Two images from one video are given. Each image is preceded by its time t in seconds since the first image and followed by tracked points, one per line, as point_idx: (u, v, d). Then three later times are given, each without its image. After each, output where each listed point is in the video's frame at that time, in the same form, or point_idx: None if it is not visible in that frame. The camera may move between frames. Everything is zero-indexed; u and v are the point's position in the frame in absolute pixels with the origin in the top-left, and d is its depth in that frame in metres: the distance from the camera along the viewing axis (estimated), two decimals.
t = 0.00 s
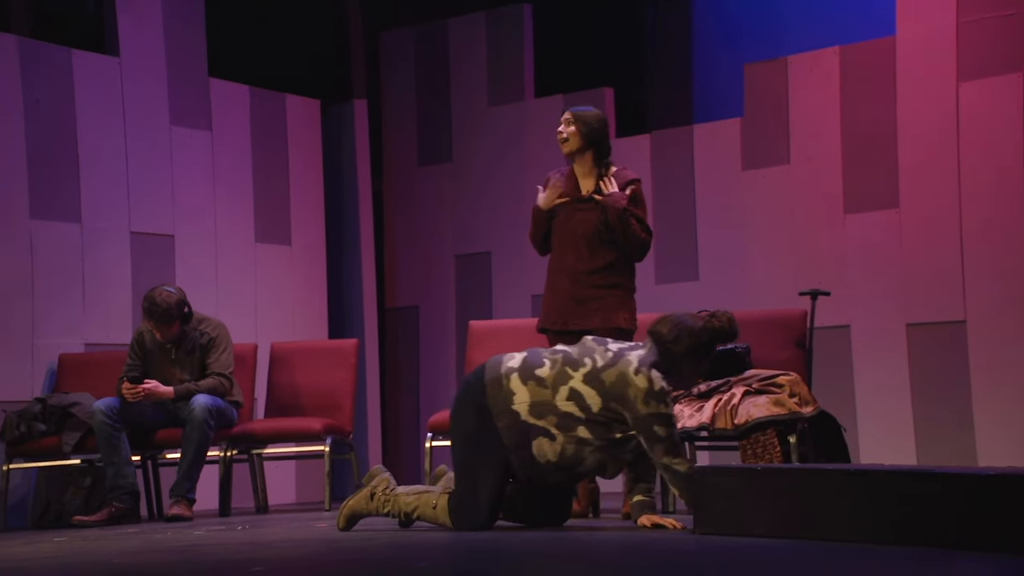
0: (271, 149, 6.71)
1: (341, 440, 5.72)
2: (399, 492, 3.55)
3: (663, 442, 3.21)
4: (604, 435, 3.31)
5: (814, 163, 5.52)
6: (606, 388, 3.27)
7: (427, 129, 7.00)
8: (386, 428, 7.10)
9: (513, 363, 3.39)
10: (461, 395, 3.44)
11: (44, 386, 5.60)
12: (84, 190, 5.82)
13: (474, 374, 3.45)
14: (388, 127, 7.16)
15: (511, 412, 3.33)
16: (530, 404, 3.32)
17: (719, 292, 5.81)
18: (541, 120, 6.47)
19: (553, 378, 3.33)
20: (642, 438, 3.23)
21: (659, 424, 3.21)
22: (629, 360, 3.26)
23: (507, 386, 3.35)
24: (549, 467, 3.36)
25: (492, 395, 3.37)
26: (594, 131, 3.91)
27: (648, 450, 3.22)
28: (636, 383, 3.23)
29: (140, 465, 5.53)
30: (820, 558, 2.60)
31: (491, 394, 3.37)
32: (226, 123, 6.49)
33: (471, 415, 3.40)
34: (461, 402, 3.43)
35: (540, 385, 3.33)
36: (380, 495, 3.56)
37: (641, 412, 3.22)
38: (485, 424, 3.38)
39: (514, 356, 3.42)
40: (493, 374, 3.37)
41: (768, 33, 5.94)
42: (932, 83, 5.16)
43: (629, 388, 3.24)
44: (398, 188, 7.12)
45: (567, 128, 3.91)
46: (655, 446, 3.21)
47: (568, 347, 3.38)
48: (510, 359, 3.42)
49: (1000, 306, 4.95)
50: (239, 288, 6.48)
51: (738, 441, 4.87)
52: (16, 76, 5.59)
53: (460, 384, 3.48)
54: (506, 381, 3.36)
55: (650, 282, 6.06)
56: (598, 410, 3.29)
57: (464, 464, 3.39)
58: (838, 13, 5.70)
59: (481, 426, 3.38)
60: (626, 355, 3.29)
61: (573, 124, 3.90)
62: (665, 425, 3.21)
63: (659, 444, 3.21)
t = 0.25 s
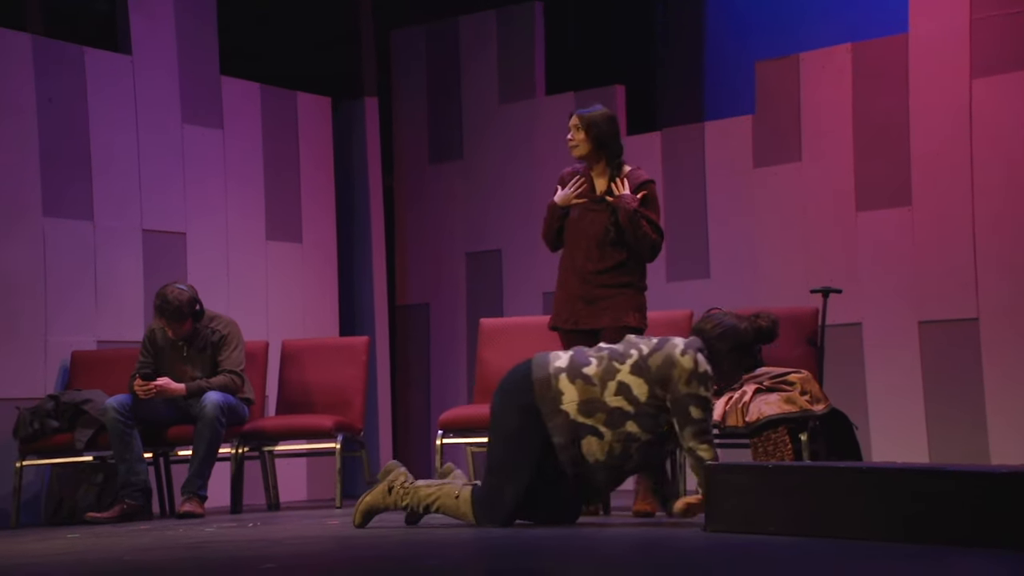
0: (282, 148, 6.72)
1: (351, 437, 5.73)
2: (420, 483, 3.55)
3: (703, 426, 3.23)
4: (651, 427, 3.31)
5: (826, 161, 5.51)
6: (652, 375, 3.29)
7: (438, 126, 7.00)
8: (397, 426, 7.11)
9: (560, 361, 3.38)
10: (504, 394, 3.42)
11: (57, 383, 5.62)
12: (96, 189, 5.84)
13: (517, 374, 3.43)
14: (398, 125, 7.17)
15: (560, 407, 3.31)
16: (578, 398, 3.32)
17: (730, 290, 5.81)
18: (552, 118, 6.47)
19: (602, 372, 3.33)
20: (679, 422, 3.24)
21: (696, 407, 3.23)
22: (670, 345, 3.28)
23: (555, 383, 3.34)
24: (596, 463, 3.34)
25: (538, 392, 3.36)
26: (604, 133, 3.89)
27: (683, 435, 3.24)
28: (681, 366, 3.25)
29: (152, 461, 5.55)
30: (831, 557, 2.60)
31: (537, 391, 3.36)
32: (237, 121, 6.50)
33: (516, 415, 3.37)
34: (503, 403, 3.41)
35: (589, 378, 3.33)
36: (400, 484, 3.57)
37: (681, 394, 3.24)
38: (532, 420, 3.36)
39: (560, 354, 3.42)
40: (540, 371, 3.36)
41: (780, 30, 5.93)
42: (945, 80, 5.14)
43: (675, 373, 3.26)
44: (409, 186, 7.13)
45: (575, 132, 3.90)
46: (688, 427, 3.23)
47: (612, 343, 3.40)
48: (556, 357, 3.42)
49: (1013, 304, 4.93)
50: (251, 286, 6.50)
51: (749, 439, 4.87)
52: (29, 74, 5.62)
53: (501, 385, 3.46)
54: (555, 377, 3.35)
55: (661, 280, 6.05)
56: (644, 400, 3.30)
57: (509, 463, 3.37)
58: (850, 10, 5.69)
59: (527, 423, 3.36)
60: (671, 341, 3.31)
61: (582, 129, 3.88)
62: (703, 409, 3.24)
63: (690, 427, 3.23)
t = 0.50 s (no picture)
0: (292, 146, 6.73)
1: (361, 435, 5.74)
2: (471, 483, 3.42)
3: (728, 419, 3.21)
4: (684, 422, 3.28)
5: (837, 158, 5.50)
6: (685, 369, 3.27)
7: (447, 125, 7.00)
8: (406, 425, 7.11)
9: (595, 355, 3.36)
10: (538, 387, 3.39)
11: (68, 381, 5.63)
12: (107, 188, 5.85)
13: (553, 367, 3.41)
14: (408, 123, 7.17)
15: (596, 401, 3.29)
16: (614, 393, 3.30)
17: (740, 288, 5.80)
18: (561, 116, 6.47)
19: (637, 366, 3.32)
20: (704, 413, 3.23)
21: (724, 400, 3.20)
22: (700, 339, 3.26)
23: (591, 376, 3.32)
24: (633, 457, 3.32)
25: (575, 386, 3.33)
26: (614, 133, 3.86)
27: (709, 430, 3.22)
28: (713, 360, 3.22)
29: (163, 459, 5.56)
30: (843, 555, 2.59)
31: (572, 385, 3.33)
32: (247, 120, 6.51)
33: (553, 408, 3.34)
34: (536, 397, 3.38)
35: (625, 373, 3.31)
36: (449, 485, 3.42)
37: (710, 386, 3.21)
38: (570, 415, 3.33)
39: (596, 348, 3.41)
40: (576, 363, 3.34)
41: (790, 28, 5.92)
42: (957, 77, 5.13)
43: (706, 368, 3.23)
44: (418, 184, 7.13)
45: (587, 133, 3.87)
46: (711, 418, 3.22)
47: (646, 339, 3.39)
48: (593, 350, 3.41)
49: None
50: (261, 284, 6.51)
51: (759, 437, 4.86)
52: (40, 73, 5.63)
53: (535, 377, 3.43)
54: (590, 370, 3.33)
55: (671, 278, 6.05)
56: (677, 394, 3.28)
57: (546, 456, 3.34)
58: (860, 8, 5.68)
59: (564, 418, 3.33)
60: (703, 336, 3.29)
61: (593, 129, 3.85)
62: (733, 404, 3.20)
63: (713, 418, 3.21)
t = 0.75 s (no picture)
0: (301, 147, 6.74)
1: (369, 436, 5.74)
2: (574, 499, 3.39)
3: (747, 422, 3.17)
4: (712, 425, 3.27)
5: (846, 159, 5.49)
6: (713, 373, 3.24)
7: (455, 125, 7.01)
8: (415, 426, 7.11)
9: (633, 356, 3.37)
10: (580, 382, 3.44)
11: (78, 382, 5.64)
12: (116, 189, 5.86)
13: (595, 363, 3.44)
14: (416, 124, 7.18)
15: (633, 405, 3.31)
16: (651, 396, 3.31)
17: (749, 289, 5.80)
18: (570, 117, 6.47)
19: (671, 370, 3.30)
20: (724, 414, 3.19)
21: (745, 403, 3.17)
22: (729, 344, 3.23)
23: (630, 380, 3.32)
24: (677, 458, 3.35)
25: (616, 388, 3.35)
26: (629, 133, 3.91)
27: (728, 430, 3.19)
28: (741, 365, 3.19)
29: (172, 460, 5.57)
30: (854, 556, 2.58)
31: (612, 387, 3.36)
32: (256, 121, 6.52)
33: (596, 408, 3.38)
34: (580, 391, 3.43)
35: (660, 376, 3.31)
36: (551, 502, 3.38)
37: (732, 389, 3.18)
38: (614, 415, 3.36)
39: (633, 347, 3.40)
40: (617, 369, 3.35)
41: (799, 28, 5.92)
42: (967, 77, 5.12)
43: (734, 372, 3.20)
44: (427, 185, 7.14)
45: (605, 125, 3.89)
46: (731, 417, 3.18)
47: (676, 340, 3.36)
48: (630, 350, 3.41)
49: None
50: (269, 286, 6.52)
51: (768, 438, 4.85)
52: (50, 76, 5.65)
53: (577, 373, 3.47)
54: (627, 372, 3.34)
55: (679, 279, 6.04)
56: (705, 397, 3.26)
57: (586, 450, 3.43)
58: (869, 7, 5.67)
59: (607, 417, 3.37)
60: (732, 341, 3.26)
61: (613, 123, 3.88)
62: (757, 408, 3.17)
63: (732, 419, 3.18)
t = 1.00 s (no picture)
0: (308, 148, 6.74)
1: (376, 437, 5.75)
2: (596, 492, 3.36)
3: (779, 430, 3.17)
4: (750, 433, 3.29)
5: (853, 159, 5.48)
6: (756, 381, 3.25)
7: (462, 126, 7.01)
8: (421, 426, 7.11)
9: (679, 359, 3.33)
10: (623, 384, 3.38)
11: (86, 382, 5.65)
12: (124, 190, 5.87)
13: (639, 365, 3.39)
14: (423, 125, 7.18)
15: (679, 409, 3.27)
16: (696, 400, 3.29)
17: (756, 289, 5.79)
18: (577, 118, 6.47)
19: (715, 374, 3.30)
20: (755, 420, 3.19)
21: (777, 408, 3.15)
22: (773, 352, 3.24)
23: (677, 383, 3.29)
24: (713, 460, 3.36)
25: (662, 391, 3.30)
26: (621, 133, 3.90)
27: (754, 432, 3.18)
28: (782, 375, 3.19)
29: (179, 460, 5.58)
30: (863, 557, 2.58)
31: (658, 389, 3.30)
32: (263, 122, 6.53)
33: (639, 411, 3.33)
34: (621, 394, 3.38)
35: (706, 381, 3.29)
36: (572, 492, 3.35)
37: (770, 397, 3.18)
38: (657, 420, 3.30)
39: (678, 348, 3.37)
40: (665, 372, 3.31)
41: (806, 28, 5.91)
42: (974, 77, 5.11)
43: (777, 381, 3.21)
44: (433, 186, 7.14)
45: (594, 129, 3.88)
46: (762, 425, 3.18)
47: (717, 343, 3.36)
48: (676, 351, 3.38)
49: None
50: (276, 286, 6.52)
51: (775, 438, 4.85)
52: (59, 77, 5.66)
53: (619, 374, 3.42)
54: (674, 375, 3.30)
55: (687, 279, 6.04)
56: (745, 404, 3.27)
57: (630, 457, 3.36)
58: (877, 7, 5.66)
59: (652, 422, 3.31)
60: (774, 348, 3.26)
61: (601, 126, 3.87)
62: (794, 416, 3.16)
63: (764, 422, 3.16)
